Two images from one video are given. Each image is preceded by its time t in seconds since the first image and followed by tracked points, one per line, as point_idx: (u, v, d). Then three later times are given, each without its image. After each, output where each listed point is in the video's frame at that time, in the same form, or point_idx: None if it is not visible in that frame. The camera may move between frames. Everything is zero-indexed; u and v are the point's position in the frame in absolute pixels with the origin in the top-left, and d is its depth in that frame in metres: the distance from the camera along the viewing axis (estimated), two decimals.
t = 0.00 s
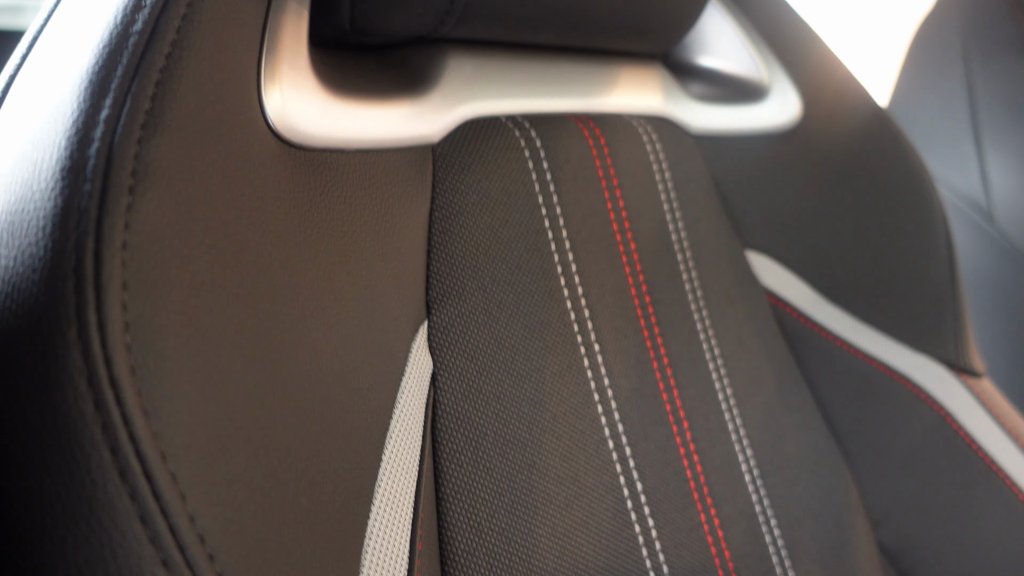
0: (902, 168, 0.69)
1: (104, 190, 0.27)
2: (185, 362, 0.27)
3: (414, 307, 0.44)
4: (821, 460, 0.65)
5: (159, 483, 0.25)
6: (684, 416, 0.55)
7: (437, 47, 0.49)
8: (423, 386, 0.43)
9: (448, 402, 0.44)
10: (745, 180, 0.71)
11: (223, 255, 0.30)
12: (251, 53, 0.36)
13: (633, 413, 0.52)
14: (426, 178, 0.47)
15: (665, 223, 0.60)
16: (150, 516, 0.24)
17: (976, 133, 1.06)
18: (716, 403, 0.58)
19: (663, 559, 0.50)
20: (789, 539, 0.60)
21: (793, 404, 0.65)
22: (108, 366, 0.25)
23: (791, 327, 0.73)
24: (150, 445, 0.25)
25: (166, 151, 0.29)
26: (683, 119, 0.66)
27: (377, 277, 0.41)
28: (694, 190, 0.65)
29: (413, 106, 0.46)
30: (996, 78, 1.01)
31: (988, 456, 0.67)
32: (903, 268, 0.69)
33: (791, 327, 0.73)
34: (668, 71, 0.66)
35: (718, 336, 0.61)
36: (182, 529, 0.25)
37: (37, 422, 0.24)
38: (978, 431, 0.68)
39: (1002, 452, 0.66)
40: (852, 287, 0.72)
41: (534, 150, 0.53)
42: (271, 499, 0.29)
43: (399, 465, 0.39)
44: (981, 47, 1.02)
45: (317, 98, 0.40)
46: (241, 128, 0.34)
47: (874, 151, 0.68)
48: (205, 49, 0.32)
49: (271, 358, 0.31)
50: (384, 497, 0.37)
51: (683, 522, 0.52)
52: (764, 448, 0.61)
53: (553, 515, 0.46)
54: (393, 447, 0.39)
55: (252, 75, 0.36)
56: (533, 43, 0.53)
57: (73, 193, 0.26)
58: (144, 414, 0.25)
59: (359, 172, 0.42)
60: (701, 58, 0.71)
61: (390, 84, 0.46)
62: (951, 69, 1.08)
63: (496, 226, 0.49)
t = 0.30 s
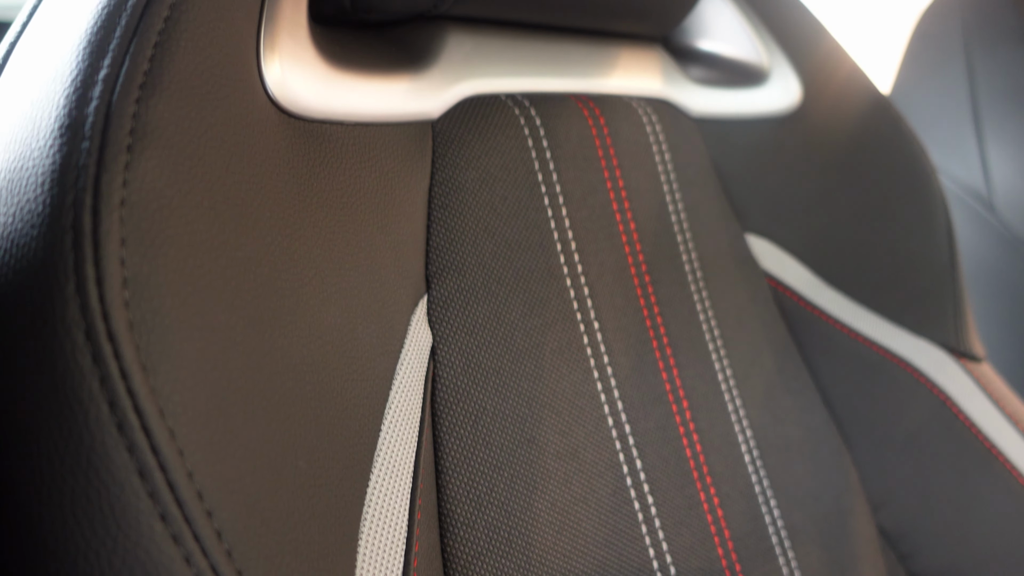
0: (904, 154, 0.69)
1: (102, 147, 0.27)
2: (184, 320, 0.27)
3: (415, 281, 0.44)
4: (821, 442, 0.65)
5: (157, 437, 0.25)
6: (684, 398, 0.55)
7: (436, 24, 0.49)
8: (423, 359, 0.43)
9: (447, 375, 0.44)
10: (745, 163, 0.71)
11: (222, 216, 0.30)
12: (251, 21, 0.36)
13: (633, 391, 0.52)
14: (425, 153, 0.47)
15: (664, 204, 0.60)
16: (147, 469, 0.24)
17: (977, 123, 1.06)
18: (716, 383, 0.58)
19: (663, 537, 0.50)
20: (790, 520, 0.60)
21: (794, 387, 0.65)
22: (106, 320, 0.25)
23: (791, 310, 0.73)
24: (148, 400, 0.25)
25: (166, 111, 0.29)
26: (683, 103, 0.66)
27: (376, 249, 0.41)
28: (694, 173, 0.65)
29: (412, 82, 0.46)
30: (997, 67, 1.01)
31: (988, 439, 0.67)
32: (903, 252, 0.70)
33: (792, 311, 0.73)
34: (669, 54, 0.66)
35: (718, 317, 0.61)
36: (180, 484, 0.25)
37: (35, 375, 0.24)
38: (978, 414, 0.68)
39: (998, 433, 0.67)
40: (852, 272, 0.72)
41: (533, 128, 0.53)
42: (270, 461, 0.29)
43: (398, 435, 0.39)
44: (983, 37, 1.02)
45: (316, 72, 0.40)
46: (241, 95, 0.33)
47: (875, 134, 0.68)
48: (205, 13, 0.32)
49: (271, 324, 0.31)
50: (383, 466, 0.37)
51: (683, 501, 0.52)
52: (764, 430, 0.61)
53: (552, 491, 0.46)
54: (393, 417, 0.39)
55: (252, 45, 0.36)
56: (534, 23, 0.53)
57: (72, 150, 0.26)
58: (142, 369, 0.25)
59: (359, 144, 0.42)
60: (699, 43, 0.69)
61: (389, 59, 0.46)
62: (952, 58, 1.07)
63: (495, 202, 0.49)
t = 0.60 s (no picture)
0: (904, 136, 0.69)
1: (102, 102, 0.26)
2: (185, 276, 0.27)
3: (415, 253, 0.44)
4: (821, 423, 0.65)
5: (157, 390, 0.25)
6: (684, 374, 0.55)
7: None
8: (423, 331, 0.43)
9: (447, 347, 0.44)
10: (745, 146, 0.71)
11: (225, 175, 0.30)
12: None
13: (633, 367, 0.52)
14: (426, 128, 0.47)
15: (664, 184, 0.60)
16: (148, 421, 0.24)
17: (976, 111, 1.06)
18: (716, 362, 0.58)
19: (663, 512, 0.50)
20: (790, 500, 0.60)
21: (793, 368, 0.65)
22: (106, 272, 0.25)
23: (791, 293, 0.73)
24: (148, 353, 0.25)
25: (166, 69, 0.29)
26: (683, 86, 0.66)
27: (377, 219, 0.41)
28: (694, 154, 0.65)
29: (413, 56, 0.46)
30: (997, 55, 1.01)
31: (988, 422, 0.67)
32: (902, 235, 0.69)
33: (792, 294, 0.73)
34: (669, 36, 0.65)
35: (718, 296, 0.61)
36: (181, 436, 0.25)
37: (37, 326, 0.24)
38: (978, 397, 0.68)
39: (999, 415, 0.67)
40: (852, 255, 0.72)
41: (534, 105, 0.53)
42: (272, 420, 0.29)
43: (398, 405, 0.39)
44: (982, 25, 1.02)
45: (315, 44, 0.39)
46: (242, 59, 0.33)
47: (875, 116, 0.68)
48: None
49: (273, 286, 0.31)
50: (384, 434, 0.37)
51: (683, 478, 0.52)
52: (764, 410, 0.61)
53: (552, 464, 0.46)
54: (393, 386, 0.39)
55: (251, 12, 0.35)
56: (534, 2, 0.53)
57: (72, 105, 0.26)
58: (142, 322, 0.25)
59: (360, 115, 0.42)
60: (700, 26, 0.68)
61: (389, 33, 0.46)
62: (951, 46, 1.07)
63: (495, 178, 0.50)
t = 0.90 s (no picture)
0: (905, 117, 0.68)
1: (104, 54, 0.26)
2: (188, 227, 0.27)
3: (416, 224, 0.44)
4: (823, 403, 0.65)
5: (159, 338, 0.25)
6: (685, 348, 0.55)
7: None
8: (424, 300, 0.43)
9: (448, 318, 0.44)
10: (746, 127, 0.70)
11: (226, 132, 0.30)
12: None
13: (634, 342, 0.52)
14: (427, 100, 0.47)
15: (665, 161, 0.60)
16: (150, 368, 0.24)
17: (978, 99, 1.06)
18: (717, 339, 0.58)
19: (664, 485, 0.50)
20: (791, 478, 0.60)
21: (794, 348, 0.65)
22: (108, 220, 0.25)
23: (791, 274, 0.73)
24: (151, 301, 0.25)
25: (167, 23, 0.29)
26: (684, 66, 0.66)
27: (378, 186, 0.40)
28: (696, 133, 0.65)
29: (414, 27, 0.46)
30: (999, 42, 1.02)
31: (989, 404, 0.67)
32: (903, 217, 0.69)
33: (792, 275, 0.74)
34: (670, 15, 0.65)
35: (719, 275, 0.61)
36: (183, 384, 0.25)
37: (39, 272, 0.25)
38: (979, 377, 0.68)
39: (1000, 397, 0.67)
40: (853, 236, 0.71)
41: (535, 79, 0.53)
42: (274, 375, 0.29)
43: (399, 372, 0.39)
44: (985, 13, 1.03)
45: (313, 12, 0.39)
46: (243, 19, 0.33)
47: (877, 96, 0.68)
48: None
49: (275, 243, 0.31)
50: (385, 400, 0.37)
51: (684, 453, 0.52)
52: (765, 388, 0.61)
53: (553, 436, 0.46)
54: (394, 354, 0.39)
55: None
56: None
57: (74, 56, 0.26)
58: (144, 270, 0.25)
59: (361, 83, 0.41)
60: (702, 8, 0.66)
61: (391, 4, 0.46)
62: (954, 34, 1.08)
63: (495, 152, 0.50)
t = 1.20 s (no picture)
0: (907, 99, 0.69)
1: None
2: (192, 175, 0.27)
3: (418, 191, 0.44)
4: (823, 381, 0.65)
5: (163, 280, 0.25)
6: (685, 320, 0.55)
7: None
8: (425, 266, 0.43)
9: (449, 286, 0.45)
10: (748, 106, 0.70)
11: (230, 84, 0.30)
12: None
13: (636, 314, 0.52)
14: (429, 69, 0.47)
15: (667, 137, 0.60)
16: (154, 310, 0.24)
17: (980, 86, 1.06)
18: (718, 314, 0.58)
19: (665, 455, 0.50)
20: (792, 453, 0.60)
21: (795, 326, 0.66)
22: (112, 163, 0.25)
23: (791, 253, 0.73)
24: (154, 244, 0.25)
25: None
26: (686, 45, 0.66)
27: (381, 150, 0.40)
28: (697, 111, 0.65)
29: None
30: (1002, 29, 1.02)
31: (992, 383, 0.67)
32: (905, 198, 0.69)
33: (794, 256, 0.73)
34: None
35: (720, 251, 0.61)
36: (187, 327, 0.25)
37: (44, 212, 0.25)
38: (981, 357, 0.68)
39: (1002, 376, 0.67)
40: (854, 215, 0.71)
41: (536, 51, 0.53)
42: (278, 326, 0.29)
43: (401, 335, 0.39)
44: None
45: None
46: None
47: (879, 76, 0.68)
48: None
49: (278, 197, 0.31)
50: (387, 361, 0.37)
51: (686, 425, 0.52)
52: (767, 364, 0.61)
53: (555, 404, 0.46)
54: (396, 316, 0.39)
55: None
56: None
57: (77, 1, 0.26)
58: (148, 213, 0.25)
59: (363, 48, 0.41)
60: None
61: None
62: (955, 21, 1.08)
63: (496, 122, 0.50)
